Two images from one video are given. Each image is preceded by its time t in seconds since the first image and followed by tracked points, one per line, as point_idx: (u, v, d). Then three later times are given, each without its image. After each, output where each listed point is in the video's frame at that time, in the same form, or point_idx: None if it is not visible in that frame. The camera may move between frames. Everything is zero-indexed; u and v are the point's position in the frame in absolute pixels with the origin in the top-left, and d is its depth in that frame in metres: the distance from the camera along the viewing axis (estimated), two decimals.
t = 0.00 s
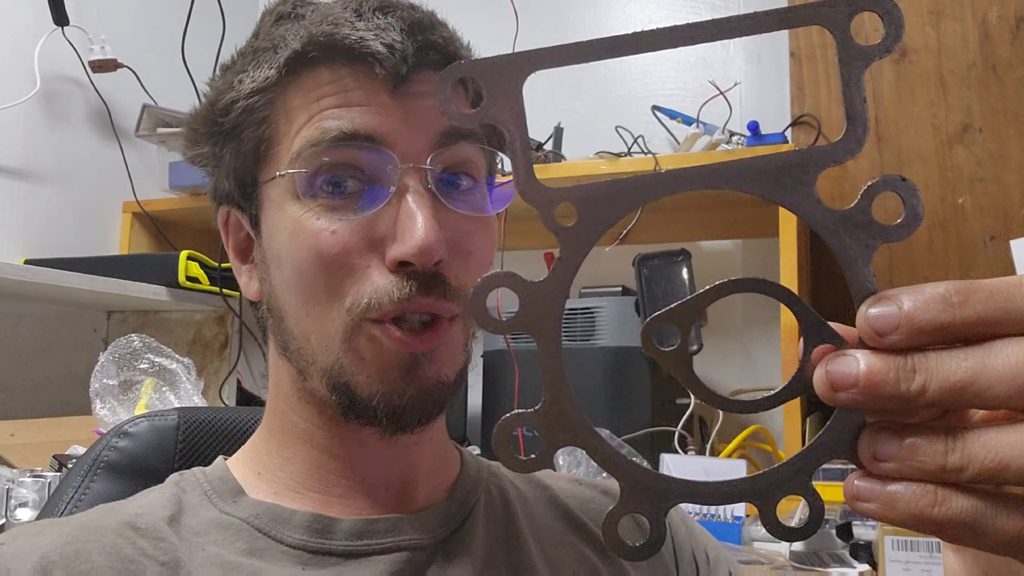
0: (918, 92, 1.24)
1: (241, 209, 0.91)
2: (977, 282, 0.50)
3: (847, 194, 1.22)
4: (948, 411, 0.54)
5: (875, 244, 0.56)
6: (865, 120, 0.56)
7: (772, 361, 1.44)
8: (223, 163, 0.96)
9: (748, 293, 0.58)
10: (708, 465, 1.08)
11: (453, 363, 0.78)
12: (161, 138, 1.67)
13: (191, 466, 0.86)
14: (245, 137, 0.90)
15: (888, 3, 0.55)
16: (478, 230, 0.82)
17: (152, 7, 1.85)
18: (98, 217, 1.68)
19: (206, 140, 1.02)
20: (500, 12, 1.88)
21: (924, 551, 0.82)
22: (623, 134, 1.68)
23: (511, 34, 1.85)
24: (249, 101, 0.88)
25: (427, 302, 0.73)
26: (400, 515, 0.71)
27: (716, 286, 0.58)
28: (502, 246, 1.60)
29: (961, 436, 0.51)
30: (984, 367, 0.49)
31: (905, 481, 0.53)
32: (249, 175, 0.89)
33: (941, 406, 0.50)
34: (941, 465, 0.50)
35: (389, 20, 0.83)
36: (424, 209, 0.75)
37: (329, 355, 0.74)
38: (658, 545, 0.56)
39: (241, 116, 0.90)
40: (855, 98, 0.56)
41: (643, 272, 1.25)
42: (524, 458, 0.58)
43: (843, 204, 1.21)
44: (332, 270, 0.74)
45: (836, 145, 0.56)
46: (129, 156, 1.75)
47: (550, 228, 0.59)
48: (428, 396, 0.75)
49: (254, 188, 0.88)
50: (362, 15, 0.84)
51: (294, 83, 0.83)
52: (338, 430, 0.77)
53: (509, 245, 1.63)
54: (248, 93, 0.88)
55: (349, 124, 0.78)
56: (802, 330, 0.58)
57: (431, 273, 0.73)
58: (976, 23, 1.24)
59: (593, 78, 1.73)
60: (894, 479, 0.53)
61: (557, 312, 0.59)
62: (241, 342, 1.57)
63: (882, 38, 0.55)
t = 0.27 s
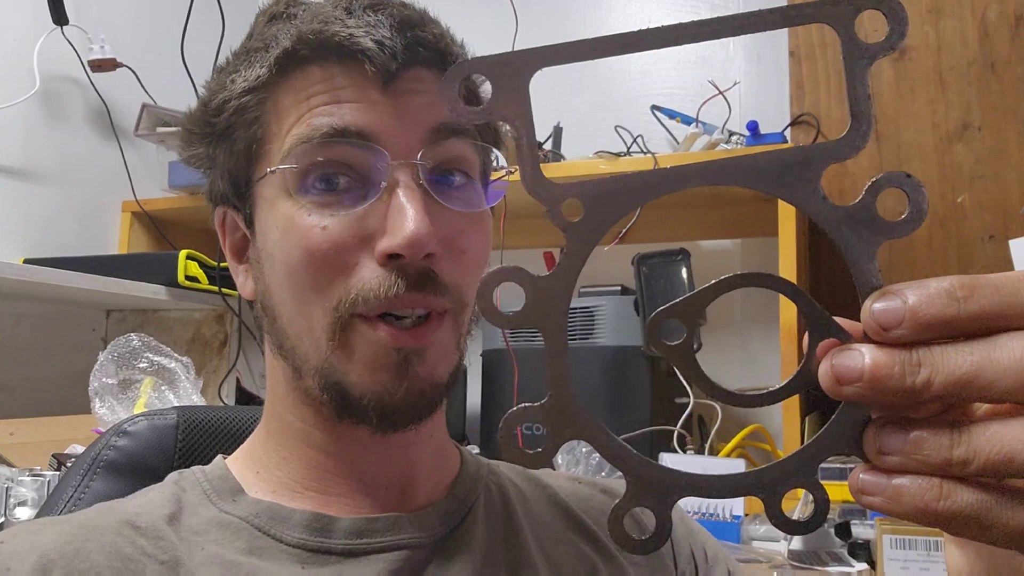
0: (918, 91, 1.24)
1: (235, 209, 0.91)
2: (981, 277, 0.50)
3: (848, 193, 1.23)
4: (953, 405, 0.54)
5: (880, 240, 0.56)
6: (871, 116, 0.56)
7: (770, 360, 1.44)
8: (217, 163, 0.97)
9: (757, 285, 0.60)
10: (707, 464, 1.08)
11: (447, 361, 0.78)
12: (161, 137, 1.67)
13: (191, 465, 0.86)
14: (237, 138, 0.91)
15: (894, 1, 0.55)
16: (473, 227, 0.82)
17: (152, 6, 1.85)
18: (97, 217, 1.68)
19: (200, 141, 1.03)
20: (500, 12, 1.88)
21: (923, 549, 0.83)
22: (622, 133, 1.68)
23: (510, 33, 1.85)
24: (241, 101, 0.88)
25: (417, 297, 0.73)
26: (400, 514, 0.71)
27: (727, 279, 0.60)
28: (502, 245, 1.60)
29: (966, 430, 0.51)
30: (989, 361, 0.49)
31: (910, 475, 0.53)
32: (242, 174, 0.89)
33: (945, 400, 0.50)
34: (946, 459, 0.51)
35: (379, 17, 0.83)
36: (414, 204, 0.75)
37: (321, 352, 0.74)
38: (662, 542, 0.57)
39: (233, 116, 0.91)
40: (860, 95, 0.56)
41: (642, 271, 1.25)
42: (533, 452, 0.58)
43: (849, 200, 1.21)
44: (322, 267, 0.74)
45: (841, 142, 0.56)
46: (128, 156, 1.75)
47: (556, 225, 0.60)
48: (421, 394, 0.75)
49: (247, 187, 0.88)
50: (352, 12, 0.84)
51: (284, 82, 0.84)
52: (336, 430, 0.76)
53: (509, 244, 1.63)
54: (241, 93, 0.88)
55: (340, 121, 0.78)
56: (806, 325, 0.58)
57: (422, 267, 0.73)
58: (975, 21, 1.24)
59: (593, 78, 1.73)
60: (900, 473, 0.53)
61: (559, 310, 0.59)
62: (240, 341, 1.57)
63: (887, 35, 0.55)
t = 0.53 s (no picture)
0: (918, 91, 1.24)
1: (231, 209, 0.92)
2: (994, 275, 0.50)
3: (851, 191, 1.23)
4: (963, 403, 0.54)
5: (892, 239, 0.56)
6: (883, 116, 0.56)
7: (770, 361, 1.44)
8: (212, 164, 0.98)
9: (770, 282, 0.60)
10: (708, 464, 1.08)
11: (438, 358, 0.77)
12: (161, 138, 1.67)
13: (192, 465, 0.86)
14: (230, 137, 0.92)
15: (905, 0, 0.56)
16: (465, 222, 0.81)
17: (152, 7, 1.84)
18: (97, 217, 1.68)
19: (195, 143, 1.04)
20: (500, 12, 1.88)
21: (923, 551, 0.83)
22: (623, 134, 1.68)
23: (510, 34, 1.85)
24: (233, 101, 0.90)
25: (403, 291, 0.73)
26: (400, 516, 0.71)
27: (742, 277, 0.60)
28: (502, 245, 1.60)
29: (979, 428, 0.51)
30: (1002, 359, 0.49)
31: (922, 473, 0.53)
32: (235, 173, 0.91)
33: (957, 398, 0.50)
34: (959, 457, 0.51)
35: (366, 14, 0.84)
36: (399, 198, 0.75)
37: (308, 349, 0.75)
38: (671, 541, 0.57)
39: (225, 116, 0.92)
40: (871, 94, 0.56)
41: (643, 272, 1.25)
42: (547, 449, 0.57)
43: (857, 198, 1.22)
44: (307, 263, 0.74)
45: (852, 141, 0.56)
46: (129, 156, 1.75)
47: (570, 220, 0.60)
48: (411, 393, 0.74)
49: (240, 186, 0.89)
50: (339, 11, 0.84)
51: (274, 81, 0.85)
52: (338, 431, 0.76)
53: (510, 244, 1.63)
54: (232, 93, 0.90)
55: (327, 118, 0.78)
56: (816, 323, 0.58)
57: (407, 261, 0.73)
58: (975, 22, 1.24)
59: (593, 78, 1.73)
60: (911, 471, 0.53)
61: (563, 311, 0.59)
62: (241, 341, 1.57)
63: (899, 35, 0.55)
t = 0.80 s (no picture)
0: (918, 92, 1.24)
1: (229, 210, 0.92)
2: (992, 279, 0.50)
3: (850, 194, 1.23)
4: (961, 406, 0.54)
5: (890, 242, 0.56)
6: (882, 119, 0.56)
7: (770, 361, 1.44)
8: (209, 165, 0.98)
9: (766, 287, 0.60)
10: (707, 465, 1.08)
11: (431, 352, 0.77)
12: (161, 138, 1.67)
13: (192, 466, 0.86)
14: (225, 136, 0.92)
15: (903, 4, 0.56)
16: (456, 215, 0.80)
17: (152, 6, 1.84)
18: (98, 217, 1.68)
19: (192, 145, 1.04)
20: (500, 12, 1.87)
21: (924, 552, 0.83)
22: (623, 134, 1.68)
23: (511, 34, 1.85)
24: (228, 100, 0.90)
25: (395, 283, 0.72)
26: (400, 518, 0.71)
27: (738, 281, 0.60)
28: (502, 245, 1.60)
29: (977, 432, 0.51)
30: (1000, 363, 0.49)
31: (920, 476, 0.53)
32: (230, 171, 0.91)
33: (955, 401, 0.50)
34: (957, 461, 0.51)
35: (357, 12, 0.84)
36: (389, 188, 0.74)
37: (303, 344, 0.74)
38: (670, 545, 0.57)
39: (220, 115, 0.92)
40: (870, 98, 0.56)
41: (643, 272, 1.25)
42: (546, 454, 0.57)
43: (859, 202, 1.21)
44: (303, 258, 0.74)
45: (850, 145, 0.56)
46: (129, 155, 1.75)
47: (567, 225, 0.60)
48: (403, 384, 0.74)
49: (236, 185, 0.90)
50: (331, 9, 0.85)
51: (267, 79, 0.85)
52: (339, 431, 0.76)
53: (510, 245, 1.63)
54: (227, 92, 0.90)
55: (319, 112, 0.79)
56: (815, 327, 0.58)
57: (397, 252, 0.73)
58: (976, 23, 1.24)
59: (594, 78, 1.73)
60: (909, 475, 0.53)
61: (563, 314, 0.59)
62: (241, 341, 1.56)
63: (896, 38, 0.56)
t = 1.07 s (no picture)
0: (917, 92, 1.24)
1: (229, 209, 0.92)
2: (989, 276, 0.50)
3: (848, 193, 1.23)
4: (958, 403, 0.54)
5: (888, 241, 0.56)
6: (879, 118, 0.56)
7: (769, 360, 1.44)
8: (208, 165, 0.98)
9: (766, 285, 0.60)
10: (705, 462, 1.08)
11: (424, 349, 0.77)
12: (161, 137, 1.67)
13: (191, 465, 0.86)
14: (223, 134, 0.92)
15: (901, 3, 0.56)
16: (450, 212, 0.80)
17: (151, 5, 1.84)
18: (97, 216, 1.68)
19: (192, 145, 1.04)
20: (500, 12, 1.87)
21: (922, 550, 0.83)
22: (622, 134, 1.68)
23: (510, 33, 1.85)
24: (225, 99, 0.90)
25: (388, 277, 0.73)
26: (399, 516, 0.71)
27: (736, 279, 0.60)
28: (502, 244, 1.60)
29: (974, 429, 0.51)
30: (997, 360, 0.49)
31: (916, 473, 0.53)
32: (229, 169, 0.91)
33: (952, 398, 0.50)
34: (953, 457, 0.51)
35: (352, 10, 0.84)
36: (383, 182, 0.74)
37: (298, 340, 0.75)
38: (670, 541, 0.57)
39: (218, 114, 0.92)
40: (867, 96, 0.56)
41: (642, 271, 1.25)
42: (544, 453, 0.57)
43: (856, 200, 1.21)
44: (297, 253, 0.74)
45: (849, 143, 0.56)
46: (128, 155, 1.75)
47: (567, 224, 0.60)
48: (394, 381, 0.74)
49: (234, 182, 0.90)
50: (328, 8, 0.85)
51: (264, 77, 0.85)
52: (338, 429, 0.77)
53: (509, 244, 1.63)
54: (225, 91, 0.90)
55: (314, 107, 0.79)
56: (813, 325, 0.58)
57: (389, 246, 0.73)
58: (975, 22, 1.24)
59: (593, 77, 1.73)
60: (906, 472, 0.53)
61: (561, 312, 0.59)
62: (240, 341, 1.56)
63: (894, 37, 0.56)
